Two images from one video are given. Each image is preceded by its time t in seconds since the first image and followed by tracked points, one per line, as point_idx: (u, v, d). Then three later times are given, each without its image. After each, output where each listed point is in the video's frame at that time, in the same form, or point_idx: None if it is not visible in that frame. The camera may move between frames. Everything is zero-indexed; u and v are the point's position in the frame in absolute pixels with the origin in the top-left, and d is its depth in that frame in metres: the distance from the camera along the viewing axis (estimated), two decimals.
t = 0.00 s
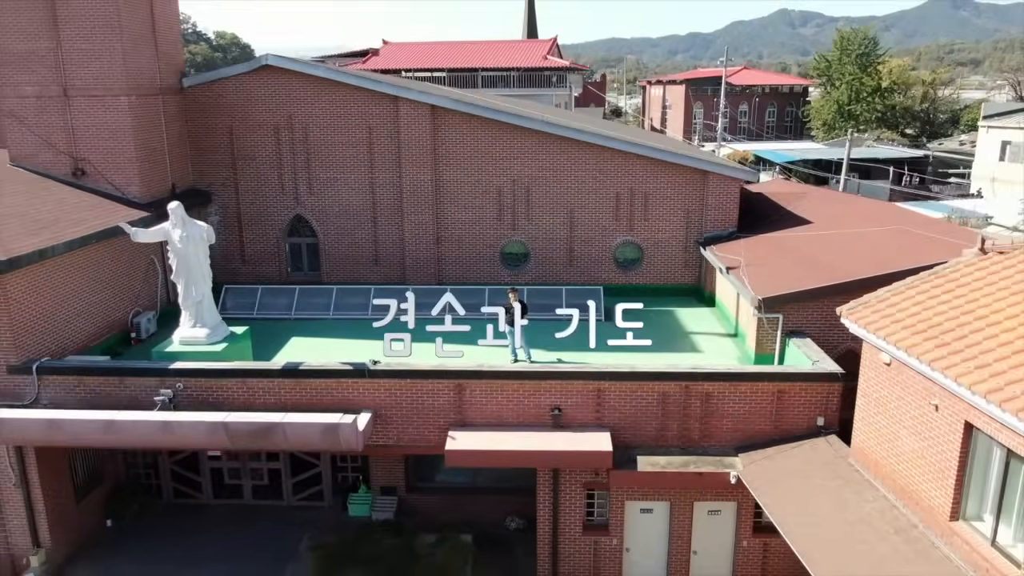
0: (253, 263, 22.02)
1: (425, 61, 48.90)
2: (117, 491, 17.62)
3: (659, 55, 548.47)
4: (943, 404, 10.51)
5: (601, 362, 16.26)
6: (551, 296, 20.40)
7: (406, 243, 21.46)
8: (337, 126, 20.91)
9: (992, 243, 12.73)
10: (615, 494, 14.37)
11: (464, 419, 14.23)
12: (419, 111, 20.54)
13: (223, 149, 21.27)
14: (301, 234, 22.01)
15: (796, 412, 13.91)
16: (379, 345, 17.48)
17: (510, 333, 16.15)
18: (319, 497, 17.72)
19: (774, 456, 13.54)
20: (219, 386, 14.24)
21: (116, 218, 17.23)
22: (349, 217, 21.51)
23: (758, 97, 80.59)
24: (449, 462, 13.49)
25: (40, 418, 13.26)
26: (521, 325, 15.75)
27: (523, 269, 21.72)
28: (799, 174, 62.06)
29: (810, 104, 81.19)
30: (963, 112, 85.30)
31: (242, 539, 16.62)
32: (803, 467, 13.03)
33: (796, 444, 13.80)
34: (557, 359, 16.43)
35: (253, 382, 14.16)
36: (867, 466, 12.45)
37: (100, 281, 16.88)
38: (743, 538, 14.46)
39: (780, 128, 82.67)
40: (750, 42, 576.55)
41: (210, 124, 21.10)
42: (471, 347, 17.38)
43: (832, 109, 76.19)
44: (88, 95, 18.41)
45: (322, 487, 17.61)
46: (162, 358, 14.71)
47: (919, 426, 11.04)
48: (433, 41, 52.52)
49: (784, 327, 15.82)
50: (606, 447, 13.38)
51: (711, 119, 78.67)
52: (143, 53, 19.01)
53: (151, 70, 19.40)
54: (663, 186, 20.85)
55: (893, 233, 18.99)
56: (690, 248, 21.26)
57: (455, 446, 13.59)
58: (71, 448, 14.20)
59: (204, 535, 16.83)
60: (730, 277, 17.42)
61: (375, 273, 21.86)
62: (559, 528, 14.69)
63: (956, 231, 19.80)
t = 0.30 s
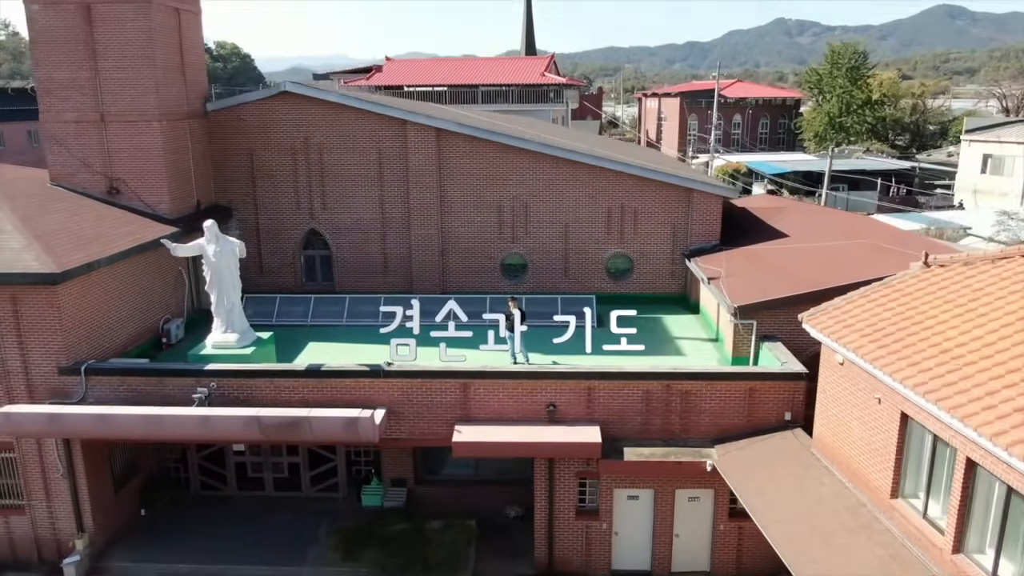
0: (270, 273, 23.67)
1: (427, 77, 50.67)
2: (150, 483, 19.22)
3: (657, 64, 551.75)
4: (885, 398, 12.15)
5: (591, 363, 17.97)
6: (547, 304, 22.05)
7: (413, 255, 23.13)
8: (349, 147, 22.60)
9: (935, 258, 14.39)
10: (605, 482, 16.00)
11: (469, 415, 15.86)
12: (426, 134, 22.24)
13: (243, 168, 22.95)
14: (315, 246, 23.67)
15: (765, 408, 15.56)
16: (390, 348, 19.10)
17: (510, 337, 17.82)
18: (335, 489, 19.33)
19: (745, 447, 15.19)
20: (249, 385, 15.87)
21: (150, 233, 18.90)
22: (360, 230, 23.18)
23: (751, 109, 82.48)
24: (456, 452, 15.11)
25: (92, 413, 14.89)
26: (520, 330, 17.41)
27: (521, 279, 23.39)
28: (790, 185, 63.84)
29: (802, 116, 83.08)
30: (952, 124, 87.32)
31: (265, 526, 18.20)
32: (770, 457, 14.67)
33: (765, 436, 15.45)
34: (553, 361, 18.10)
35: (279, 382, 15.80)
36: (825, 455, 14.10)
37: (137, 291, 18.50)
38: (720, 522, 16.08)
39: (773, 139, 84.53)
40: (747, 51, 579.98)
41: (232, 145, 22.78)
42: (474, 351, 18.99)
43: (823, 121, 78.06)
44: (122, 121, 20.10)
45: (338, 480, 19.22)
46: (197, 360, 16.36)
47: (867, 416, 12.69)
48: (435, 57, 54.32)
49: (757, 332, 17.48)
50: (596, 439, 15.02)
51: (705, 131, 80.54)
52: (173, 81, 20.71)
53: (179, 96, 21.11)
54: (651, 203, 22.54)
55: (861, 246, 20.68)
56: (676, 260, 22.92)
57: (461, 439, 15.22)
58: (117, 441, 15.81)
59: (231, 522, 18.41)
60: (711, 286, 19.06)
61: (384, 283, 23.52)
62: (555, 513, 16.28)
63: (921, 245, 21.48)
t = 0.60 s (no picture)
0: (285, 283, 25.33)
1: (428, 93, 52.46)
2: (178, 477, 20.86)
3: (655, 73, 555.13)
4: (839, 394, 13.81)
5: (584, 365, 19.62)
6: (544, 312, 23.72)
7: (420, 265, 24.82)
8: (360, 166, 24.30)
9: (889, 270, 16.07)
10: (596, 473, 17.66)
11: (473, 412, 17.52)
12: (431, 154, 23.96)
13: (260, 186, 24.65)
14: (327, 258, 25.34)
15: (740, 405, 17.23)
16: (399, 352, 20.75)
17: (510, 343, 19.48)
18: (348, 483, 20.95)
19: (722, 440, 16.85)
20: (274, 386, 17.53)
21: (180, 247, 20.59)
22: (370, 243, 24.86)
23: (744, 122, 84.42)
24: (461, 445, 16.76)
25: (134, 410, 16.54)
26: (519, 336, 19.08)
27: (520, 288, 25.07)
28: (781, 196, 65.63)
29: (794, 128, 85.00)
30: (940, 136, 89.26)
31: (285, 515, 19.82)
32: (744, 449, 16.33)
33: (741, 431, 17.11)
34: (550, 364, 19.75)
35: (301, 383, 17.46)
36: (792, 447, 15.76)
37: (168, 300, 20.18)
38: (700, 510, 17.72)
39: (766, 151, 86.43)
40: (744, 61, 583.66)
41: (251, 164, 24.50)
42: (476, 355, 20.64)
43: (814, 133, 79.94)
44: (152, 143, 21.82)
45: (351, 474, 20.84)
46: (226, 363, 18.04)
47: (825, 411, 14.36)
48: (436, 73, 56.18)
49: (735, 338, 19.16)
50: (587, 433, 16.69)
51: (700, 143, 82.44)
52: (198, 107, 22.44)
53: (203, 120, 22.83)
54: (641, 218, 24.24)
55: (834, 259, 22.37)
56: (665, 271, 24.61)
57: (466, 434, 16.87)
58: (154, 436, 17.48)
59: (253, 512, 20.04)
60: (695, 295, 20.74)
61: (392, 292, 25.20)
62: (551, 502, 17.90)
63: (890, 257, 23.18)
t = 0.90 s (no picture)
0: (299, 294, 26.99)
1: (430, 110, 54.27)
2: (203, 475, 22.50)
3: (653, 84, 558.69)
4: (804, 395, 15.46)
5: (578, 369, 21.30)
6: (542, 321, 25.35)
7: (425, 278, 26.51)
8: (370, 185, 26.01)
9: (853, 283, 17.74)
10: (589, 469, 19.29)
11: (476, 413, 19.16)
12: (436, 174, 25.70)
13: (276, 203, 26.35)
14: (338, 271, 26.99)
15: (721, 406, 18.89)
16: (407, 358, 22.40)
17: (511, 349, 21.15)
18: (360, 480, 22.56)
19: (704, 438, 18.50)
20: (294, 388, 19.18)
21: (205, 261, 22.27)
22: (379, 256, 26.53)
23: (739, 135, 86.36)
24: (466, 443, 18.40)
25: (168, 411, 18.25)
26: (518, 343, 20.78)
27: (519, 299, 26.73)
28: (774, 208, 67.37)
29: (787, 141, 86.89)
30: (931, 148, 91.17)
31: (302, 509, 21.42)
32: (723, 446, 17.98)
33: (721, 430, 18.76)
34: (546, 368, 21.42)
35: (319, 386, 19.11)
36: (766, 443, 17.41)
37: (194, 310, 21.84)
38: (685, 503, 19.34)
39: (760, 163, 88.28)
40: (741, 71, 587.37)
41: (267, 183, 26.20)
42: (479, 361, 22.27)
43: (807, 146, 81.81)
44: (178, 165, 23.55)
45: (363, 472, 22.45)
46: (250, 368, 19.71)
47: (793, 410, 16.01)
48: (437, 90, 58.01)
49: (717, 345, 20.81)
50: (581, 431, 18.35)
51: (695, 156, 84.29)
52: (220, 131, 24.18)
53: (225, 143, 24.54)
54: (632, 233, 25.93)
55: (812, 271, 24.03)
56: (655, 282, 26.27)
57: (470, 432, 18.51)
58: (185, 435, 19.12)
59: (272, 506, 21.64)
60: (681, 306, 22.41)
61: (399, 302, 26.87)
62: (548, 495, 19.51)
63: (865, 270, 24.86)
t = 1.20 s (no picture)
0: (312, 304, 28.64)
1: (432, 124, 56.08)
2: (224, 473, 24.10)
3: (651, 93, 561.92)
4: (777, 396, 17.10)
5: (575, 374, 22.97)
6: (540, 330, 27.01)
7: (431, 288, 28.19)
8: (379, 201, 27.69)
9: (825, 295, 19.40)
10: (584, 466, 20.92)
11: (480, 414, 20.78)
12: (442, 191, 27.40)
13: (291, 219, 28.02)
14: (349, 282, 28.64)
15: (705, 408, 20.54)
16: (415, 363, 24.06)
17: (512, 355, 22.83)
18: (371, 478, 24.17)
19: (690, 437, 20.14)
20: (313, 392, 20.83)
21: (227, 274, 23.94)
22: (387, 268, 28.21)
23: (733, 147, 88.22)
24: (471, 442, 20.03)
25: (198, 412, 19.89)
26: (518, 349, 22.48)
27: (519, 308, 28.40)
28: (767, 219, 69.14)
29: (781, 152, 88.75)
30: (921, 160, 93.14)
31: (317, 505, 23.02)
32: (707, 443, 19.62)
33: (705, 430, 20.40)
34: (545, 373, 23.09)
35: (336, 390, 20.76)
36: (746, 441, 19.04)
37: (217, 319, 23.51)
38: (672, 497, 20.95)
39: (755, 174, 90.14)
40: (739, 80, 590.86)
41: (283, 200, 27.89)
42: (482, 366, 23.91)
43: (799, 158, 83.68)
44: (201, 184, 25.23)
45: (373, 470, 24.06)
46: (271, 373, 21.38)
47: (768, 410, 17.64)
48: (439, 105, 59.81)
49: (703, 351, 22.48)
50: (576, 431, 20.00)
51: (691, 167, 86.15)
52: (240, 152, 25.88)
53: (244, 163, 26.23)
54: (625, 246, 27.61)
55: (793, 282, 25.71)
56: (647, 293, 27.94)
57: (474, 432, 20.14)
58: (211, 434, 20.76)
59: (289, 502, 23.23)
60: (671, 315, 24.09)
61: (406, 312, 28.53)
62: (546, 491, 21.12)
63: (843, 281, 26.56)
